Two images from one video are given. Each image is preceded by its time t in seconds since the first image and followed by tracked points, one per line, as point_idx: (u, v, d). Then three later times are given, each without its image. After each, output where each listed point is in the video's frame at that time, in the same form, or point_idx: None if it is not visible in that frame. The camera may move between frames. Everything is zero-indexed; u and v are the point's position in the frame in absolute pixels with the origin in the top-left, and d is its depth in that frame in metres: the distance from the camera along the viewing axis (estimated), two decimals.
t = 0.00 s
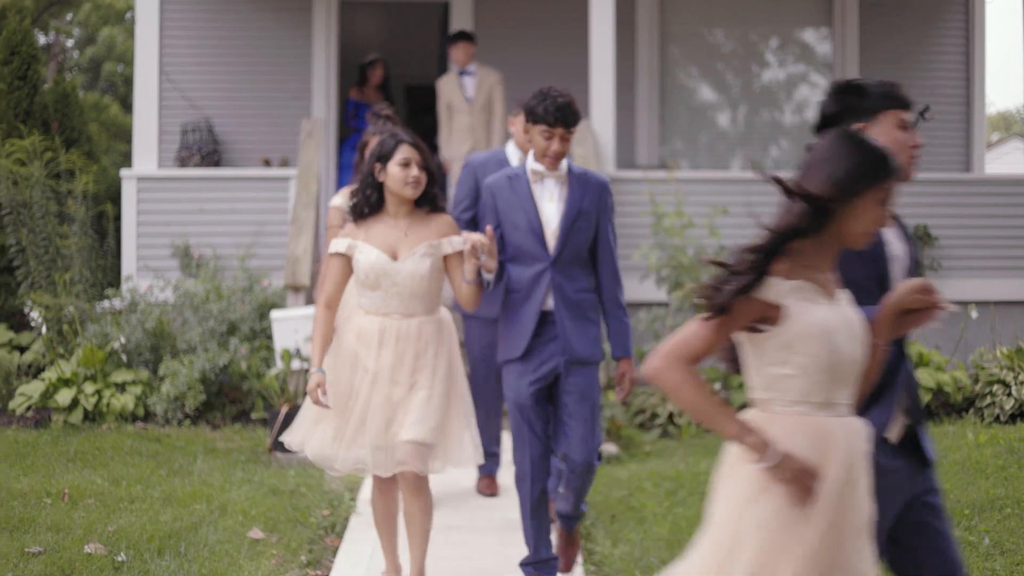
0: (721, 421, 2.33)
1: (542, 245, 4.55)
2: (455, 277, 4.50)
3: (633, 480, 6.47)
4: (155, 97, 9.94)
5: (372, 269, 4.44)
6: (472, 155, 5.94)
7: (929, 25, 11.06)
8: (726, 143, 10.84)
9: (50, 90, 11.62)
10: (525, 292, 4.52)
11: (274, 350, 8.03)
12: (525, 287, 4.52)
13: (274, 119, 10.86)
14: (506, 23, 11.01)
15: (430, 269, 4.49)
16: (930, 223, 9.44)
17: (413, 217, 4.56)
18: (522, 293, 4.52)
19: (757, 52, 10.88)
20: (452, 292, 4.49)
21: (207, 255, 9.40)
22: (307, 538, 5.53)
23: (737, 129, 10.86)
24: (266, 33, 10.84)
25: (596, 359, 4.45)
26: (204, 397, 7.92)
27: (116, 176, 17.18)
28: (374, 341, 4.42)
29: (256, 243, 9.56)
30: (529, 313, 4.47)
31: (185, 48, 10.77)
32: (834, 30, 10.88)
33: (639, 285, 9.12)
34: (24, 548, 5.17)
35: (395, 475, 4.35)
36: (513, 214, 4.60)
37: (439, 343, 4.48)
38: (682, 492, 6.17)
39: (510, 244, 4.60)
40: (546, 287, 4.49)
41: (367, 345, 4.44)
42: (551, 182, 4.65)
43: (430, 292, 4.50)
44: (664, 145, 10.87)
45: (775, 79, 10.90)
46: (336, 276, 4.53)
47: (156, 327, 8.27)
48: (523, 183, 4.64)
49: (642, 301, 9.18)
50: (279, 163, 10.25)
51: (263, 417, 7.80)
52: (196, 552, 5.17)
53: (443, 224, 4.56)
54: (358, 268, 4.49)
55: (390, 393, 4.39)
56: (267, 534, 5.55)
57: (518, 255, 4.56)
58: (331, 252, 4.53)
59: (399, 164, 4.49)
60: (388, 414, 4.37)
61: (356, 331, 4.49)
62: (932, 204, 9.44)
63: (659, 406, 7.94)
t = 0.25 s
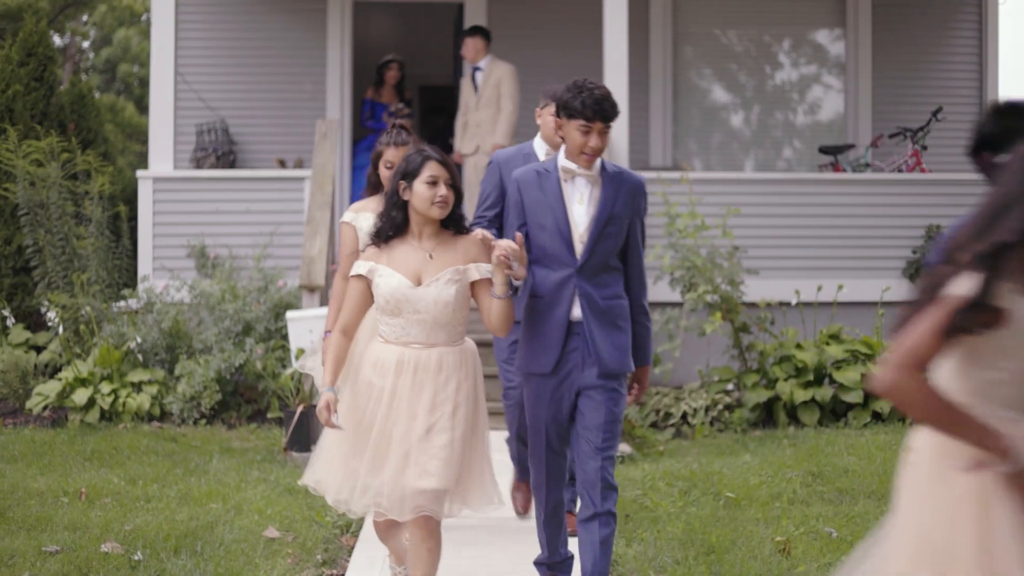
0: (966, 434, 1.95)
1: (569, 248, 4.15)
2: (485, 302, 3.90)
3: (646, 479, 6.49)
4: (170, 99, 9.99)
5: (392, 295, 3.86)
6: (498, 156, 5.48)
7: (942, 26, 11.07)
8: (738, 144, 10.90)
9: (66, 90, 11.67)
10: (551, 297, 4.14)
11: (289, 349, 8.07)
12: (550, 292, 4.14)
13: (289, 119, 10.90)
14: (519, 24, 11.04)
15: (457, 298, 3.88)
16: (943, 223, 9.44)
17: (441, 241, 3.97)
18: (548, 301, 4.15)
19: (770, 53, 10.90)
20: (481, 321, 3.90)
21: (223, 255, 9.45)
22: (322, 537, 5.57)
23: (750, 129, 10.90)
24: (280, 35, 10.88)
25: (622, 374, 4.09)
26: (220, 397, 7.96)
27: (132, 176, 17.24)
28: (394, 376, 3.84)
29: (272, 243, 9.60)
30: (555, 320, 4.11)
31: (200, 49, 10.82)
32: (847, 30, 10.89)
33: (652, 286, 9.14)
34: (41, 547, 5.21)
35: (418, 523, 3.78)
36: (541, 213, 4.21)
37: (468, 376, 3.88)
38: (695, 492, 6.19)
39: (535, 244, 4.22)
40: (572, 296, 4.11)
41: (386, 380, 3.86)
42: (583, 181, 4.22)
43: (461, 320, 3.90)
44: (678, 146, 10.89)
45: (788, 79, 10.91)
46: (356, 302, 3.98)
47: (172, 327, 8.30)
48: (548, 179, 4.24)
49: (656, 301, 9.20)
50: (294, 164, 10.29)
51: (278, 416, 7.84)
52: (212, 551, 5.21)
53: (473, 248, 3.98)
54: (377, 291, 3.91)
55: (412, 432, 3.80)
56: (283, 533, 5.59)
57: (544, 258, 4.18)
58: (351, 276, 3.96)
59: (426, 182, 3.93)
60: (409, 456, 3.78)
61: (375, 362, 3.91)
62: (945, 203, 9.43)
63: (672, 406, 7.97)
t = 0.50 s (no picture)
0: None
1: (616, 268, 3.78)
2: (523, 301, 3.72)
3: (662, 479, 6.48)
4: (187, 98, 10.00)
5: (426, 292, 3.59)
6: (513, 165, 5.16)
7: (959, 26, 11.04)
8: (754, 143, 10.89)
9: (83, 91, 11.70)
10: (593, 319, 3.77)
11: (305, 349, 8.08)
12: (592, 314, 3.77)
13: (304, 119, 10.92)
14: (534, 24, 11.04)
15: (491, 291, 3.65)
16: (960, 223, 9.41)
17: (469, 235, 3.73)
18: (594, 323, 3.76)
19: (786, 52, 10.89)
20: (521, 321, 3.70)
21: (239, 256, 9.47)
22: (338, 536, 5.57)
23: (766, 128, 10.88)
24: (296, 35, 10.89)
25: (666, 404, 3.74)
26: (236, 396, 7.97)
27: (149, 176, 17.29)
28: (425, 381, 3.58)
29: (288, 243, 9.61)
30: (597, 344, 3.74)
31: (215, 49, 10.84)
32: (863, 29, 10.88)
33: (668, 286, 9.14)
34: (58, 546, 5.23)
35: (450, 533, 3.53)
36: (584, 229, 3.83)
37: (497, 388, 3.67)
38: (711, 492, 6.18)
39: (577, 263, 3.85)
40: (618, 319, 3.75)
41: (414, 383, 3.59)
42: (631, 198, 3.86)
43: (493, 321, 3.66)
44: (693, 145, 10.88)
45: (804, 79, 10.90)
46: (378, 301, 3.69)
47: (188, 327, 8.31)
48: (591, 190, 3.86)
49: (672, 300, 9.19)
50: (310, 163, 10.31)
51: (294, 416, 7.85)
52: (228, 551, 5.21)
53: (505, 241, 3.76)
54: (405, 290, 3.63)
55: (447, 438, 3.55)
56: (299, 533, 5.59)
57: (588, 276, 3.80)
58: (375, 271, 3.69)
59: (455, 173, 3.65)
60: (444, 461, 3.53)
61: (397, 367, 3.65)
62: (962, 203, 9.41)
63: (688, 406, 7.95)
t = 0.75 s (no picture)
0: None
1: (681, 260, 3.47)
2: (574, 325, 3.44)
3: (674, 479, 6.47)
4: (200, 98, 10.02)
5: (473, 320, 3.27)
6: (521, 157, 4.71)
7: (972, 26, 11.02)
8: (766, 142, 10.86)
9: (96, 91, 11.71)
10: (658, 317, 3.45)
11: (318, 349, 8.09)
12: (655, 313, 3.45)
13: (316, 119, 10.93)
14: (547, 23, 11.05)
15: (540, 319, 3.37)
16: (972, 223, 9.40)
17: (510, 259, 3.43)
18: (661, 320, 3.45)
19: (799, 52, 10.88)
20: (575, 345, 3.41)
21: (251, 255, 9.48)
22: (350, 536, 5.56)
23: (779, 129, 10.86)
24: (309, 35, 10.91)
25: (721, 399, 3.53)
26: (249, 396, 7.98)
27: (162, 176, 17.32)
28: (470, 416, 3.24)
29: (300, 242, 9.61)
30: (661, 347, 3.44)
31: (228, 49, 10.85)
32: (876, 29, 10.87)
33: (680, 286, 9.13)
34: (70, 545, 5.24)
35: None
36: (642, 220, 3.48)
37: (543, 424, 3.35)
38: (723, 491, 6.17)
39: (636, 255, 3.51)
40: (684, 317, 3.44)
41: (456, 420, 3.25)
42: (688, 180, 3.51)
43: (538, 351, 3.36)
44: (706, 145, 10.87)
45: (817, 79, 10.89)
46: (408, 331, 3.32)
47: (201, 327, 8.33)
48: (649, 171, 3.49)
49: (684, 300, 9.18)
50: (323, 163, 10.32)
51: (306, 415, 7.86)
52: (239, 550, 5.21)
53: (547, 263, 3.46)
54: (446, 318, 3.30)
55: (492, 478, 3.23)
56: (311, 532, 5.59)
57: (651, 269, 3.47)
58: (411, 296, 3.33)
59: (498, 190, 3.33)
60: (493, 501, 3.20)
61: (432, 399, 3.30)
62: (975, 203, 9.41)
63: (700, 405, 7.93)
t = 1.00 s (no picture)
0: None
1: (773, 294, 3.25)
2: (629, 322, 3.20)
3: (681, 479, 6.46)
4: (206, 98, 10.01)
5: (536, 317, 2.97)
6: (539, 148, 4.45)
7: (979, 26, 10.99)
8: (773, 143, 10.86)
9: (103, 91, 11.71)
10: (749, 355, 3.26)
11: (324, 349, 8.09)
12: (746, 352, 3.26)
13: (322, 119, 10.93)
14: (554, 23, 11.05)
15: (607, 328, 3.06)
16: (979, 223, 9.39)
17: (572, 252, 3.12)
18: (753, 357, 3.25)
19: (806, 53, 10.87)
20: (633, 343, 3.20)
21: (258, 255, 9.49)
22: (356, 536, 5.56)
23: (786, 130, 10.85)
24: (315, 35, 10.90)
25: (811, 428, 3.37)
26: (255, 396, 7.98)
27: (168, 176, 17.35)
28: (509, 423, 2.97)
29: (306, 243, 9.61)
30: (756, 390, 3.24)
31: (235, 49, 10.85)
32: (883, 29, 10.85)
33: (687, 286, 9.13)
34: (77, 545, 5.23)
35: None
36: (732, 253, 3.24)
37: (611, 431, 3.04)
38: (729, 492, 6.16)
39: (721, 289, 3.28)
40: (781, 356, 3.25)
41: (501, 423, 2.98)
42: (773, 209, 3.29)
43: (601, 351, 3.07)
44: (712, 145, 10.86)
45: (824, 79, 10.87)
46: (467, 320, 3.02)
47: (207, 327, 8.33)
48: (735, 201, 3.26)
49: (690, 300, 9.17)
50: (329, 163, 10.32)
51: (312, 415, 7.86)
52: (246, 550, 5.21)
53: (605, 254, 3.19)
54: (506, 316, 3.00)
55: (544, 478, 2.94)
56: (318, 533, 5.59)
57: (739, 303, 3.25)
58: (471, 282, 3.01)
59: (569, 179, 3.00)
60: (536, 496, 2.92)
61: (481, 401, 3.03)
62: (982, 203, 9.40)
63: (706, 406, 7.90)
